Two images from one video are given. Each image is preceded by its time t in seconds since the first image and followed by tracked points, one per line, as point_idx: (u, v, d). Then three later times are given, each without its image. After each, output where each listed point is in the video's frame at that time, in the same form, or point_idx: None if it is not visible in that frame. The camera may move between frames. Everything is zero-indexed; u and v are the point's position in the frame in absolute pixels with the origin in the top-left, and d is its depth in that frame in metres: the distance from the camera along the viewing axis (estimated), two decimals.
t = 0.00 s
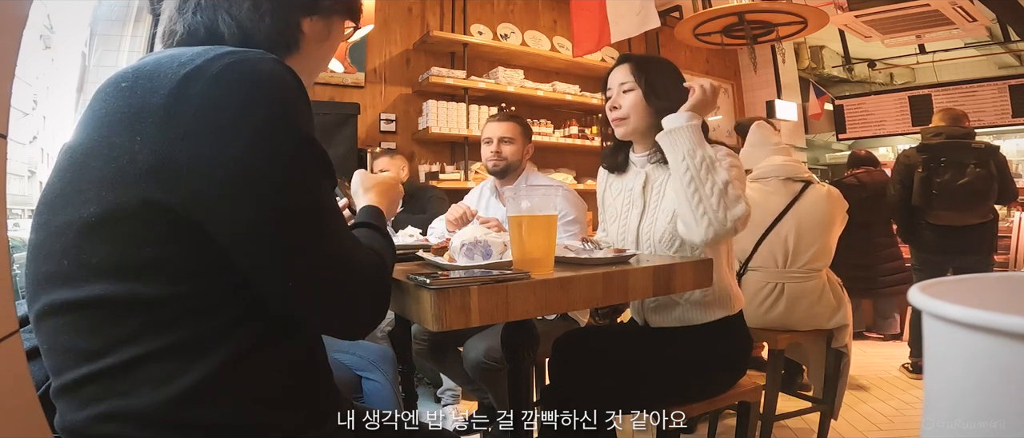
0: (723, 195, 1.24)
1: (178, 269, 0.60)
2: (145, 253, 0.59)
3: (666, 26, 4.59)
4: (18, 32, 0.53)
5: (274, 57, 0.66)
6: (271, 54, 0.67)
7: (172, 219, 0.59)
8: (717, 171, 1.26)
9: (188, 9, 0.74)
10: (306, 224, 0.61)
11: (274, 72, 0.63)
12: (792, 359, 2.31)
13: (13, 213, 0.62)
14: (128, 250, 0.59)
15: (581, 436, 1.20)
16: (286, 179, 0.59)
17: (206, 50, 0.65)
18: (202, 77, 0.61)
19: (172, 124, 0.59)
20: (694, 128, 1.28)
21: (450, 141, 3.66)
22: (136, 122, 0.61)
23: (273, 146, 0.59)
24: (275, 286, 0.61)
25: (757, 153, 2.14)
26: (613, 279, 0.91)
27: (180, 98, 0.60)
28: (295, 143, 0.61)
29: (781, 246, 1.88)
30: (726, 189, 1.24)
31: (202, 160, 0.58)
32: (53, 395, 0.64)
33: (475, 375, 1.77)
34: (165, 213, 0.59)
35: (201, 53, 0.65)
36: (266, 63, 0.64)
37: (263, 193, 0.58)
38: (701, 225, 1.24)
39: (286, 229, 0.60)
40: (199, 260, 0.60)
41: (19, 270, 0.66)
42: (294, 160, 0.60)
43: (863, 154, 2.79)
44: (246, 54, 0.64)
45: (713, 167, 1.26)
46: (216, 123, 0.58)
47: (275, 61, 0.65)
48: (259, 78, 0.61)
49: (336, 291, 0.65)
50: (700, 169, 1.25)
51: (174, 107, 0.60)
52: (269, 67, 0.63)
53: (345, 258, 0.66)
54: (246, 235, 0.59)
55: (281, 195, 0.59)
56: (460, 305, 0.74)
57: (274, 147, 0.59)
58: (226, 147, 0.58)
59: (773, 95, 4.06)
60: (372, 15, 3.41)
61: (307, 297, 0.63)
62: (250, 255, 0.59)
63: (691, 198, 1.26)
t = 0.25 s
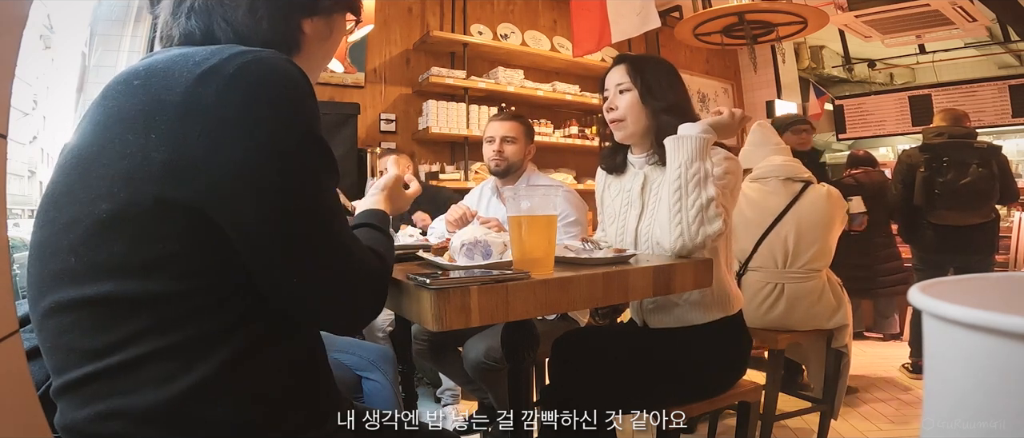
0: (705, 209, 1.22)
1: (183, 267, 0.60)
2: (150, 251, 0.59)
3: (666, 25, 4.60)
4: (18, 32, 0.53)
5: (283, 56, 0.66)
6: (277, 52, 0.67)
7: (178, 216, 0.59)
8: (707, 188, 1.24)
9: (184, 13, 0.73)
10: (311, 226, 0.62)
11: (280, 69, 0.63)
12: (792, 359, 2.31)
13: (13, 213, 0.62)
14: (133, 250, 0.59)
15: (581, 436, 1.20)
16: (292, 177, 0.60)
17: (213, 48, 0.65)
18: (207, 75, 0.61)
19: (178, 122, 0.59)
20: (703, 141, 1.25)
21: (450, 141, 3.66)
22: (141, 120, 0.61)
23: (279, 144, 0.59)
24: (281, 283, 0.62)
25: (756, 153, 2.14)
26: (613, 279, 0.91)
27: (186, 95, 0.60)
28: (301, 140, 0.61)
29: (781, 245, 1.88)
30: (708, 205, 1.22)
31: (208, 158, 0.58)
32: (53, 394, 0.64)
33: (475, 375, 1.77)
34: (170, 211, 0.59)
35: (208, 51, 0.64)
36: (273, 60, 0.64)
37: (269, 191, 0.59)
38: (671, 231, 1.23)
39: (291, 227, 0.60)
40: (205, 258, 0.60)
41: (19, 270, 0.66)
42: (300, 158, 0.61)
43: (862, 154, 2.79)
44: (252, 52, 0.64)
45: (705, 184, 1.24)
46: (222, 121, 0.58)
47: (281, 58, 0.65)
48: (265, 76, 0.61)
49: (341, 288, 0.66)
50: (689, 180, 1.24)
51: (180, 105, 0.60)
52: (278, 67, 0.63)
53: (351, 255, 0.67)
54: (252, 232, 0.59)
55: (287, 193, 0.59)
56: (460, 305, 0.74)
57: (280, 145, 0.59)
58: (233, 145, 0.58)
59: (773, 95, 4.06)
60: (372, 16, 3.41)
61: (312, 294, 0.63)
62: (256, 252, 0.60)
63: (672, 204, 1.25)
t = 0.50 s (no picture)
0: (707, 210, 1.22)
1: (185, 267, 0.60)
2: (152, 251, 0.59)
3: (666, 25, 4.60)
4: (18, 31, 0.53)
5: (284, 56, 0.66)
6: (279, 51, 0.67)
7: (179, 216, 0.59)
8: (705, 189, 1.24)
9: (184, 13, 0.73)
10: (312, 226, 0.62)
11: (282, 68, 0.63)
12: (792, 359, 2.31)
13: (13, 213, 0.62)
14: (135, 250, 0.59)
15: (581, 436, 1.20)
16: (294, 176, 0.60)
17: (214, 48, 0.65)
18: (209, 74, 0.61)
19: (180, 122, 0.59)
20: (702, 142, 1.25)
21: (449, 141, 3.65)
22: (143, 119, 0.61)
23: (280, 143, 0.59)
24: (281, 283, 0.62)
25: (756, 153, 2.14)
26: (613, 279, 0.91)
27: (188, 95, 0.60)
28: (302, 140, 0.61)
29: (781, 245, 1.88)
30: (707, 207, 1.22)
31: (210, 158, 0.58)
32: (54, 394, 0.64)
33: (475, 375, 1.77)
34: (171, 210, 0.59)
35: (210, 50, 0.64)
36: (275, 59, 0.64)
37: (270, 191, 0.59)
38: (671, 234, 1.23)
39: (292, 226, 0.60)
40: (206, 257, 0.60)
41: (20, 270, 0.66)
42: (300, 158, 0.61)
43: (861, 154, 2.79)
44: (255, 51, 0.64)
45: (704, 185, 1.24)
46: (224, 120, 0.58)
47: (283, 57, 0.65)
48: (267, 75, 0.61)
49: (341, 288, 0.66)
50: (689, 181, 1.24)
51: (182, 104, 0.60)
52: (280, 66, 0.63)
53: (349, 255, 0.67)
54: (253, 231, 0.59)
55: (288, 192, 0.59)
56: (460, 305, 0.75)
57: (282, 145, 0.59)
58: (235, 144, 0.58)
59: (773, 95, 4.06)
60: (372, 16, 3.41)
61: (313, 294, 0.63)
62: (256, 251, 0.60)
63: (671, 206, 1.25)
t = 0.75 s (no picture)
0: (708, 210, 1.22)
1: (183, 266, 0.60)
2: (152, 251, 0.59)
3: (666, 25, 4.60)
4: (18, 32, 0.53)
5: (284, 55, 0.66)
6: (278, 51, 0.67)
7: (178, 216, 0.59)
8: (703, 189, 1.24)
9: (183, 14, 0.73)
10: (311, 226, 0.62)
11: (281, 68, 0.63)
12: (792, 359, 2.31)
13: (13, 213, 0.62)
14: (134, 250, 0.59)
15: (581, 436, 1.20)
16: (293, 176, 0.60)
17: (214, 47, 0.65)
18: (208, 73, 0.61)
19: (179, 121, 0.59)
20: (696, 142, 1.25)
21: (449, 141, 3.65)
22: (142, 120, 0.61)
23: (279, 143, 0.59)
24: (280, 283, 0.61)
25: (756, 153, 2.14)
26: (613, 279, 0.91)
27: (187, 94, 0.60)
28: (301, 139, 0.61)
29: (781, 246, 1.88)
30: (705, 206, 1.22)
31: (210, 158, 0.58)
32: (54, 394, 0.64)
33: (475, 375, 1.77)
34: (170, 210, 0.59)
35: (209, 50, 0.64)
36: (274, 59, 0.64)
37: (270, 191, 0.59)
38: (671, 234, 1.22)
39: (291, 226, 0.60)
40: (205, 257, 0.61)
41: (19, 270, 0.66)
42: (299, 157, 0.61)
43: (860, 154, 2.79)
44: (254, 51, 0.64)
45: (701, 185, 1.24)
46: (224, 120, 0.58)
47: (282, 57, 0.65)
48: (266, 75, 0.61)
49: (342, 287, 0.66)
50: (685, 181, 1.24)
51: (181, 103, 0.60)
52: (280, 66, 0.63)
53: (348, 255, 0.67)
54: (253, 231, 0.59)
55: (288, 192, 0.59)
56: (460, 305, 0.75)
57: (281, 144, 0.59)
58: (233, 143, 0.58)
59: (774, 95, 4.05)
60: (372, 16, 3.41)
61: (313, 293, 0.63)
62: (255, 250, 0.60)
63: (670, 207, 1.25)
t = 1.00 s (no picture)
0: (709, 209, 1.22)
1: (181, 267, 0.60)
2: (150, 252, 0.59)
3: (666, 25, 4.59)
4: (18, 32, 0.53)
5: (282, 56, 0.66)
6: (276, 51, 0.67)
7: (176, 217, 0.59)
8: (702, 189, 1.24)
9: (182, 12, 0.73)
10: (310, 226, 0.62)
11: (279, 69, 0.63)
12: (792, 359, 2.30)
13: (13, 212, 0.62)
14: (132, 251, 0.59)
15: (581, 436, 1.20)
16: (291, 176, 0.60)
17: (212, 48, 0.65)
18: (206, 74, 0.61)
19: (176, 122, 0.59)
20: (695, 142, 1.25)
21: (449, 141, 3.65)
22: (139, 121, 0.61)
23: (278, 144, 0.59)
24: (278, 284, 0.61)
25: (758, 152, 2.13)
26: (613, 279, 0.91)
27: (184, 95, 0.60)
28: (299, 139, 0.61)
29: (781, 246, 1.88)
30: (705, 206, 1.22)
31: (207, 158, 0.58)
32: (52, 395, 0.64)
33: (475, 375, 1.77)
34: (168, 211, 0.59)
35: (207, 51, 0.64)
36: (272, 60, 0.64)
37: (269, 191, 0.59)
38: (671, 234, 1.22)
39: (289, 226, 0.60)
40: (203, 258, 0.60)
41: (16, 272, 0.66)
42: (297, 157, 0.61)
43: (859, 154, 2.79)
44: (252, 52, 0.64)
45: (700, 184, 1.24)
46: (221, 121, 0.58)
47: (280, 58, 0.65)
48: (263, 75, 0.61)
49: (340, 287, 0.66)
50: (684, 181, 1.24)
51: (178, 105, 0.60)
52: (277, 66, 0.63)
53: (347, 255, 0.67)
54: (251, 231, 0.59)
55: (286, 192, 0.59)
56: (459, 305, 0.75)
57: (279, 144, 0.59)
58: (231, 143, 0.58)
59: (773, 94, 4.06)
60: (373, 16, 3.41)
61: (312, 293, 0.63)
62: (253, 251, 0.60)
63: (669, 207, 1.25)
